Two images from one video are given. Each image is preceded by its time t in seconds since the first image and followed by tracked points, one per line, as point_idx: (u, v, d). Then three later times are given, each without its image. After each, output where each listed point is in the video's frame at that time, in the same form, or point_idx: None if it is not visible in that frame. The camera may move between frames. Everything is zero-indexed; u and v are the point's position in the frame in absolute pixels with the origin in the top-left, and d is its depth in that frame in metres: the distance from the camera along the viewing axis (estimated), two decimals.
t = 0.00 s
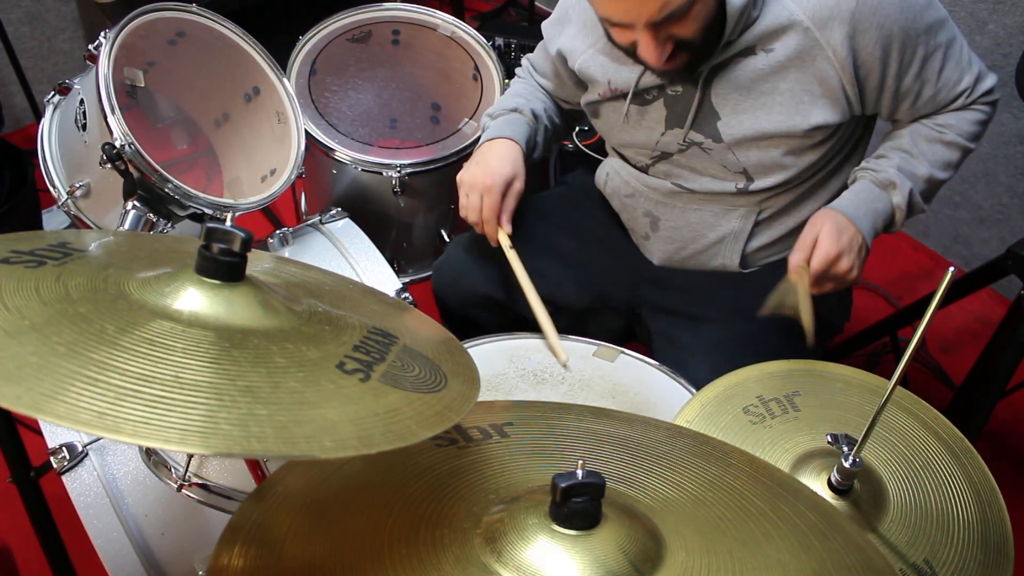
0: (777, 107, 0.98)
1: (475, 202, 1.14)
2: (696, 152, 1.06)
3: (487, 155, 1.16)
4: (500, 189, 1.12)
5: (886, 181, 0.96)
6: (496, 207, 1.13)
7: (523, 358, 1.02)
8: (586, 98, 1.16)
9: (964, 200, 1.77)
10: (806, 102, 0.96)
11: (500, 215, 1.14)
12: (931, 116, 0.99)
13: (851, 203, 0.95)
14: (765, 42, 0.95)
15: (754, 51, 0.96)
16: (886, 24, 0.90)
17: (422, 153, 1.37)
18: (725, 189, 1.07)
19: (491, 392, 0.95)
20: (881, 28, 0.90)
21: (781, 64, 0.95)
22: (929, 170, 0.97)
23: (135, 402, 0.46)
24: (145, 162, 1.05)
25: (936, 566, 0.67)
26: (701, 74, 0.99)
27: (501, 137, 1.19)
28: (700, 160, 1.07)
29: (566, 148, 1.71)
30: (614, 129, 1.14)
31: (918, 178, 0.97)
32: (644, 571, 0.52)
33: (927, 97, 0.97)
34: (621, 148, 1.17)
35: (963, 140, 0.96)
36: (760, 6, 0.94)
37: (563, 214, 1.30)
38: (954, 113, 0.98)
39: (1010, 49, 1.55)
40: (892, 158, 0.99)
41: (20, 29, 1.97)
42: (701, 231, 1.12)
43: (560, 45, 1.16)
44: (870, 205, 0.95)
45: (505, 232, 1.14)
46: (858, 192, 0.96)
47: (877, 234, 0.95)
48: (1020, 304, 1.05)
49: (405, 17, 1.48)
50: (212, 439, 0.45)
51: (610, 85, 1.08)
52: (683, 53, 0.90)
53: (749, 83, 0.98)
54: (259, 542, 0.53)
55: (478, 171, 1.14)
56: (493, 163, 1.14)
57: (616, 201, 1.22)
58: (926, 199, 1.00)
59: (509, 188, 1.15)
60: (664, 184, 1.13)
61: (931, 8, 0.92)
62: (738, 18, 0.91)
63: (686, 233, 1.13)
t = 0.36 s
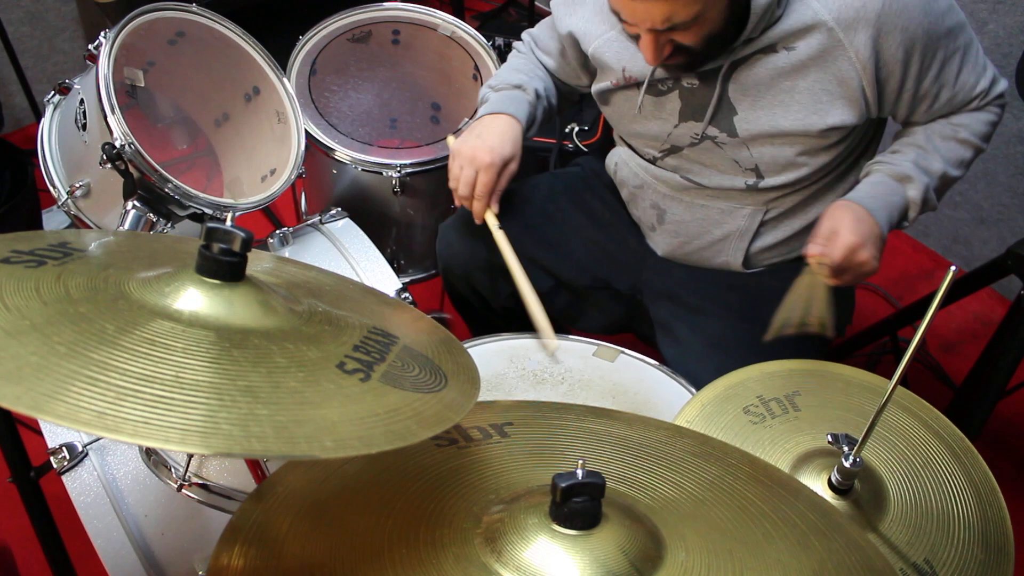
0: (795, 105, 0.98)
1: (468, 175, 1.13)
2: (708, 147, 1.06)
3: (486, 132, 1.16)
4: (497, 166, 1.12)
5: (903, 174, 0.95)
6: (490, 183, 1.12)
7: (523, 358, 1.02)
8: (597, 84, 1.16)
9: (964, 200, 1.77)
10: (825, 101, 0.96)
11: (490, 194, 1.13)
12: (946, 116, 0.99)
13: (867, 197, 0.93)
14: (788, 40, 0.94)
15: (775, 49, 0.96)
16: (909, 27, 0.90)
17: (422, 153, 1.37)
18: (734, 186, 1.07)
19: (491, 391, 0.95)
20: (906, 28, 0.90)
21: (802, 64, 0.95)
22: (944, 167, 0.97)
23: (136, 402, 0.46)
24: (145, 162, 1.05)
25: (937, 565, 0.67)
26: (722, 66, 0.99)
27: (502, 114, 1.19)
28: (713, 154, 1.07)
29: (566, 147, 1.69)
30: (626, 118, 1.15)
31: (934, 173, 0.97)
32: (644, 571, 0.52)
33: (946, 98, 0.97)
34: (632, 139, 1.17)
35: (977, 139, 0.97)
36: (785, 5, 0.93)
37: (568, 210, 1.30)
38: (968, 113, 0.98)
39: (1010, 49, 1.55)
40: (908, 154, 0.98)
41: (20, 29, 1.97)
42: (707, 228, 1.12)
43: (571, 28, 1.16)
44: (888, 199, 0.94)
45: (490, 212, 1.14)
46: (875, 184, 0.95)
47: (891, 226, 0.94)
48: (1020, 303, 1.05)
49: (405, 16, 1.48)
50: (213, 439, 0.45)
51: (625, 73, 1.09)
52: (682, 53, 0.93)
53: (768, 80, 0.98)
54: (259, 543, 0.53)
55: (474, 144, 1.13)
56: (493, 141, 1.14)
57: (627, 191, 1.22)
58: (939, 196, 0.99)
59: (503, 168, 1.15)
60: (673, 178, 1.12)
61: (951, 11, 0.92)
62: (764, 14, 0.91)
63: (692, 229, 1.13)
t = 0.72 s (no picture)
0: (799, 104, 0.98)
1: (465, 181, 1.13)
2: (714, 149, 1.06)
3: (483, 136, 1.16)
4: (493, 169, 1.12)
5: (875, 170, 0.98)
6: (485, 188, 1.12)
7: (523, 357, 1.02)
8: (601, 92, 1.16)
9: (964, 200, 1.77)
10: (829, 100, 0.97)
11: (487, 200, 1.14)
12: (941, 122, 1.00)
13: (843, 194, 0.97)
14: (791, 39, 0.95)
15: (779, 48, 0.96)
16: (912, 26, 0.90)
17: (422, 153, 1.37)
18: (741, 190, 1.07)
19: (491, 391, 0.94)
20: (906, 29, 0.91)
21: (806, 62, 0.95)
22: (927, 170, 0.98)
23: (135, 402, 0.46)
24: (145, 162, 1.05)
25: (936, 565, 0.67)
26: (727, 67, 0.99)
27: (500, 119, 1.18)
28: (720, 156, 1.07)
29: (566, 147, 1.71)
30: (629, 124, 1.14)
31: (916, 176, 0.98)
32: (644, 571, 0.52)
33: (942, 103, 0.97)
34: (636, 146, 1.17)
35: (965, 147, 0.98)
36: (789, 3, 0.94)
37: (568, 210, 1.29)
38: (962, 120, 0.98)
39: (1009, 49, 1.55)
40: (890, 154, 1.00)
41: (20, 29, 1.97)
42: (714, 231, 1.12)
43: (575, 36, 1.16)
44: (862, 193, 0.97)
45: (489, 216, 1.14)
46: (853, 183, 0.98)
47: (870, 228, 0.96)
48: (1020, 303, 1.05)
49: (406, 16, 1.47)
50: (212, 438, 0.45)
51: (630, 78, 1.08)
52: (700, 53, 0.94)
53: (773, 79, 0.98)
54: (259, 542, 0.53)
55: (472, 150, 1.14)
56: (488, 146, 1.13)
57: (630, 202, 1.21)
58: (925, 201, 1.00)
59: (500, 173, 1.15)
60: (679, 185, 1.12)
61: (954, 15, 0.92)
62: (768, 12, 0.91)
63: (699, 235, 1.13)
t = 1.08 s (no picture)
0: (803, 88, 0.98)
1: (462, 169, 1.12)
2: (718, 132, 1.06)
3: (481, 124, 1.16)
4: (490, 162, 1.12)
5: (937, 158, 0.95)
6: (483, 179, 1.13)
7: (523, 358, 1.02)
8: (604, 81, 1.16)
9: (964, 200, 1.77)
10: (835, 82, 0.97)
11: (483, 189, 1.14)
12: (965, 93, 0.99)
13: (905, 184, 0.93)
14: (794, 22, 0.95)
15: (780, 31, 0.97)
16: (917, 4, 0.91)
17: (422, 153, 1.37)
18: (742, 178, 1.07)
19: (491, 391, 0.94)
20: (914, 6, 0.91)
21: (809, 44, 0.95)
22: (974, 146, 0.96)
23: (135, 401, 0.46)
24: (145, 162, 1.05)
25: (937, 565, 0.67)
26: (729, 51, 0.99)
27: (498, 110, 1.18)
28: (724, 142, 1.07)
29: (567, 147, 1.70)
30: (633, 110, 1.15)
31: (964, 154, 0.96)
32: (644, 571, 0.52)
33: (962, 75, 0.97)
34: (642, 134, 1.17)
35: (1000, 113, 0.97)
36: None
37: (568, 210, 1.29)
38: (986, 89, 0.98)
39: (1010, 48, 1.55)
40: (937, 134, 0.97)
41: (20, 29, 1.96)
42: (715, 222, 1.12)
43: (576, 23, 1.17)
44: (921, 180, 0.94)
45: (483, 206, 1.17)
46: (910, 168, 0.95)
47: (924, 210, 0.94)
48: (1020, 303, 1.05)
49: (405, 17, 1.48)
50: (213, 438, 0.45)
51: (632, 65, 1.09)
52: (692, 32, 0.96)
53: (775, 63, 0.98)
54: (259, 542, 0.53)
55: (468, 138, 1.13)
56: (488, 134, 1.13)
57: (633, 186, 1.23)
58: (969, 177, 0.99)
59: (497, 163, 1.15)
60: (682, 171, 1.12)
61: None
62: None
63: (699, 223, 1.13)
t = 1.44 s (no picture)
0: (804, 97, 0.97)
1: (454, 174, 1.12)
2: (721, 140, 1.05)
3: (472, 131, 1.15)
4: (484, 165, 1.12)
5: (899, 169, 0.94)
6: (475, 182, 1.11)
7: (523, 357, 1.02)
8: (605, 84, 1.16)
9: (964, 200, 1.77)
10: (836, 93, 0.96)
11: (477, 193, 1.13)
12: (950, 115, 0.98)
13: (863, 191, 0.93)
14: (797, 32, 0.94)
15: (785, 43, 0.95)
16: (920, 18, 0.89)
17: (422, 153, 1.38)
18: (743, 182, 1.07)
19: (491, 391, 0.94)
20: (913, 22, 0.89)
21: (812, 56, 0.94)
22: (943, 165, 0.96)
23: (136, 401, 0.46)
24: (145, 161, 1.05)
25: (936, 565, 0.67)
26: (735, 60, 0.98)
27: (491, 114, 1.18)
28: (726, 148, 1.06)
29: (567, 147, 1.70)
30: (635, 115, 1.14)
31: (933, 172, 0.95)
32: (644, 570, 0.52)
33: (949, 96, 0.96)
34: (642, 136, 1.16)
35: (979, 141, 0.96)
36: None
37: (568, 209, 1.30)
38: (972, 113, 0.97)
39: (1010, 47, 1.55)
40: (909, 151, 0.97)
41: (20, 28, 1.96)
42: (718, 222, 1.11)
43: (578, 25, 1.16)
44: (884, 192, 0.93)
45: (477, 210, 1.13)
46: (872, 178, 0.94)
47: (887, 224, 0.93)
48: (1020, 303, 1.05)
49: (406, 15, 1.46)
50: (213, 438, 0.45)
51: (636, 70, 1.08)
52: (686, 54, 0.92)
53: (780, 74, 0.97)
54: (259, 542, 0.53)
55: (460, 142, 1.13)
56: (480, 140, 1.13)
57: (634, 190, 1.21)
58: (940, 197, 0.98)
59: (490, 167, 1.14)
60: (683, 175, 1.12)
61: (959, 9, 0.91)
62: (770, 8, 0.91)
63: (701, 222, 1.13)
